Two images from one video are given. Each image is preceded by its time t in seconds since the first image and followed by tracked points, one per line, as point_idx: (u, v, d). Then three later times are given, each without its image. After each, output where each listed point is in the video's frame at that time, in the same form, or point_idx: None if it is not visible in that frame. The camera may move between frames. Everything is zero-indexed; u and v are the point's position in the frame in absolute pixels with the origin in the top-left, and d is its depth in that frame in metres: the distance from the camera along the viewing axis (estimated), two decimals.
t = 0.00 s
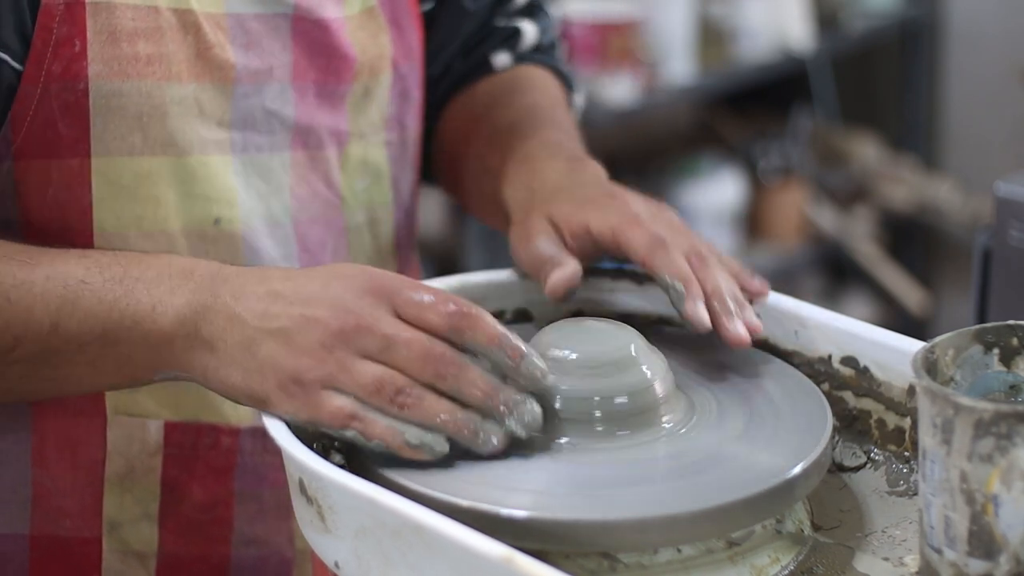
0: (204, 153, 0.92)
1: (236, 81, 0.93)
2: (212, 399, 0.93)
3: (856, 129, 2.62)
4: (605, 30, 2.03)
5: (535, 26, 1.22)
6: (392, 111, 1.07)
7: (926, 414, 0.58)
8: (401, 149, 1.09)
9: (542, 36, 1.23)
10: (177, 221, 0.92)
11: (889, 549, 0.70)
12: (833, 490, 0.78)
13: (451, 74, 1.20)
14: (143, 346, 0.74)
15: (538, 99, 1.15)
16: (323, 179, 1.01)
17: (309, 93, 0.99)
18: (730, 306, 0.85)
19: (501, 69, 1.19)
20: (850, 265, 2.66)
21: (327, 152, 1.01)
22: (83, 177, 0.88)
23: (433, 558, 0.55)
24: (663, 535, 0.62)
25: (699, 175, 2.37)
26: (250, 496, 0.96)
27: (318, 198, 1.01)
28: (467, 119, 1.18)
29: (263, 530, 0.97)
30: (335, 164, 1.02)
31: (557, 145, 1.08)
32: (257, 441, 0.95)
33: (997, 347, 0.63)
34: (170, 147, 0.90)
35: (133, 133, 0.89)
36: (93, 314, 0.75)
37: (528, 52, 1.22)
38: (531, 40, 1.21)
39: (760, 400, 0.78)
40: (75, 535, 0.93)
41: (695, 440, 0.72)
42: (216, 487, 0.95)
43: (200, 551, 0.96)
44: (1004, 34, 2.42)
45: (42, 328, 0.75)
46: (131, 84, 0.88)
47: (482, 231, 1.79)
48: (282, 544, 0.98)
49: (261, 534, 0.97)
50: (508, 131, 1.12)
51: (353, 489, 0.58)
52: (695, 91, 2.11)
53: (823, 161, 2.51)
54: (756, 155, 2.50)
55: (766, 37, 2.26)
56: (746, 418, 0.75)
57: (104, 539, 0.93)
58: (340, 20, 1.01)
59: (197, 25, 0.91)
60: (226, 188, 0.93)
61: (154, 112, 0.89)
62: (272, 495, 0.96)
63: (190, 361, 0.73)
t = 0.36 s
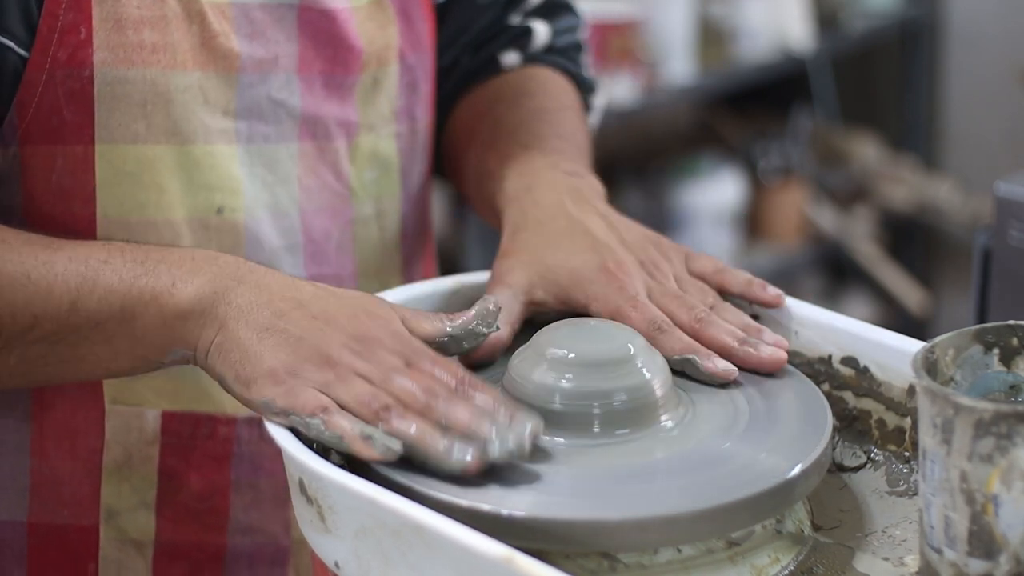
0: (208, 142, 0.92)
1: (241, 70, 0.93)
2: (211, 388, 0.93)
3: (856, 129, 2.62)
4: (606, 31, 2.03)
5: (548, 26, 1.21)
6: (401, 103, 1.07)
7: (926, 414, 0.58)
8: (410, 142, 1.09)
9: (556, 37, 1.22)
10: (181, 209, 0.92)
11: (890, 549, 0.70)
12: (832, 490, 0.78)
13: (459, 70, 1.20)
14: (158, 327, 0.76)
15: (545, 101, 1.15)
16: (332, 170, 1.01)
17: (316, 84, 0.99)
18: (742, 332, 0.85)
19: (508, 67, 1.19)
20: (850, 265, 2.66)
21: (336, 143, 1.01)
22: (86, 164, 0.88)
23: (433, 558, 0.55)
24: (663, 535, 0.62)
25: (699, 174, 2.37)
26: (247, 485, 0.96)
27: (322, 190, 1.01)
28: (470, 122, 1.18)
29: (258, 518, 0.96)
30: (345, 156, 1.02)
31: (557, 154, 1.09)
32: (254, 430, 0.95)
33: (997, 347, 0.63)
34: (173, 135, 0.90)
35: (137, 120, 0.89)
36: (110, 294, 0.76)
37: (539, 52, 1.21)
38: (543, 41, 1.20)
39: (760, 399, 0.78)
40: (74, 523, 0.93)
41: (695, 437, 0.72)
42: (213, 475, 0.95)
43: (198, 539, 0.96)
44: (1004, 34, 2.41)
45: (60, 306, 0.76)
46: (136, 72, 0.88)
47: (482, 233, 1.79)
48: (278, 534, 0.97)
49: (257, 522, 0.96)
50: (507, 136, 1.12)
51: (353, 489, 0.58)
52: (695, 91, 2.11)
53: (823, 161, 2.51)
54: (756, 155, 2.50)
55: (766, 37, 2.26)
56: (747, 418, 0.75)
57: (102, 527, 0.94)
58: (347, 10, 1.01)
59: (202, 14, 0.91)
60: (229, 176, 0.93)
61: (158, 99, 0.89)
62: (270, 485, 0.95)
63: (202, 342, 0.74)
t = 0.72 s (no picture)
0: (208, 145, 0.92)
1: (240, 73, 0.93)
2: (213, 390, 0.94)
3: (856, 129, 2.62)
4: (605, 30, 2.03)
5: (545, 26, 1.21)
6: (401, 103, 1.07)
7: (926, 413, 0.58)
8: (411, 143, 1.09)
9: (553, 37, 1.22)
10: (182, 212, 0.92)
11: (890, 549, 0.70)
12: (833, 490, 0.78)
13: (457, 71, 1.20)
14: (160, 336, 0.76)
15: (542, 101, 1.15)
16: (333, 171, 1.01)
17: (316, 86, 0.99)
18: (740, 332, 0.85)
19: (506, 67, 1.19)
20: (850, 265, 2.66)
21: (336, 145, 1.01)
22: (88, 168, 0.88)
23: (433, 558, 0.55)
24: (663, 535, 0.62)
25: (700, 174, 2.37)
26: (250, 489, 0.96)
27: (323, 192, 1.01)
28: (469, 123, 1.18)
29: (262, 522, 0.96)
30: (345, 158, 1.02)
31: (557, 156, 1.09)
32: (257, 434, 0.95)
33: (997, 347, 0.63)
34: (175, 138, 0.90)
35: (138, 124, 0.89)
36: (112, 304, 0.76)
37: (536, 52, 1.21)
38: (540, 40, 1.20)
39: (759, 398, 0.78)
40: (76, 527, 0.93)
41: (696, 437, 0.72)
42: (217, 479, 0.95)
43: (200, 543, 0.96)
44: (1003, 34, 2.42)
45: (63, 317, 0.76)
46: (136, 75, 0.88)
47: (482, 232, 1.79)
48: (282, 537, 0.97)
49: (261, 526, 0.97)
50: (506, 136, 1.12)
51: (354, 489, 0.58)
52: (695, 91, 2.11)
53: (823, 161, 2.51)
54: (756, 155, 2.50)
55: (766, 38, 2.25)
56: (748, 417, 0.75)
57: (105, 531, 0.93)
58: (347, 11, 1.01)
59: (202, 17, 0.91)
60: (230, 178, 0.94)
61: (158, 101, 0.89)
62: (274, 489, 0.96)
63: (205, 351, 0.75)
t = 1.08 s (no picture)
0: (205, 146, 0.92)
1: (237, 74, 0.93)
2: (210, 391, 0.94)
3: (856, 129, 2.62)
4: (605, 30, 2.03)
5: (542, 25, 1.21)
6: (397, 104, 1.07)
7: (926, 414, 0.58)
8: (407, 144, 1.09)
9: (550, 36, 1.22)
10: (179, 214, 0.92)
11: (890, 549, 0.70)
12: (833, 490, 0.78)
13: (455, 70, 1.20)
14: (157, 341, 0.76)
15: (541, 100, 1.15)
16: (330, 172, 1.02)
17: (313, 86, 0.99)
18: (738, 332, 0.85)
19: (503, 66, 1.19)
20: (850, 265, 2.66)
21: (333, 146, 1.01)
22: (84, 170, 0.88)
23: (433, 558, 0.55)
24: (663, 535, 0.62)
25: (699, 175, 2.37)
26: (249, 490, 0.96)
27: (320, 193, 1.01)
28: (467, 123, 1.18)
29: (261, 523, 0.96)
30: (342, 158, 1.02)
31: (556, 156, 1.08)
32: (256, 435, 0.95)
33: (997, 347, 0.63)
34: (171, 139, 0.90)
35: (134, 126, 0.89)
36: (109, 310, 0.76)
37: (533, 51, 1.21)
38: (537, 39, 1.20)
39: (760, 398, 0.78)
40: (75, 529, 0.93)
41: (695, 436, 0.72)
42: (215, 480, 0.95)
43: (199, 544, 0.96)
44: (1004, 34, 2.41)
45: (60, 322, 0.76)
46: (132, 77, 0.88)
47: (481, 232, 1.79)
48: (281, 537, 0.97)
49: (260, 527, 0.97)
50: (505, 136, 1.12)
51: (354, 489, 0.58)
52: (695, 91, 2.11)
53: (823, 161, 2.51)
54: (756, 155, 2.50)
55: (766, 38, 2.25)
56: (747, 417, 0.75)
57: (104, 533, 0.93)
58: (343, 11, 1.01)
59: (197, 18, 0.91)
60: (227, 179, 0.94)
61: (155, 103, 0.89)
62: (273, 489, 0.96)
63: (203, 355, 0.74)
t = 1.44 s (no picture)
0: (203, 146, 0.92)
1: (235, 73, 0.93)
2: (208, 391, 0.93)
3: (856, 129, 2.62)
4: (606, 30, 2.03)
5: (542, 25, 1.21)
6: (396, 103, 1.08)
7: (926, 414, 0.58)
8: (406, 144, 1.09)
9: (550, 35, 1.22)
10: (178, 214, 0.92)
11: (890, 549, 0.70)
12: (833, 490, 0.78)
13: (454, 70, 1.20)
14: (138, 356, 0.75)
15: (541, 100, 1.15)
16: (328, 172, 1.01)
17: (311, 86, 0.99)
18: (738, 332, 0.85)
19: (502, 66, 1.19)
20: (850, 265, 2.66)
21: (331, 145, 1.01)
22: (83, 170, 0.88)
23: (433, 558, 0.55)
24: (664, 534, 0.62)
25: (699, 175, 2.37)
26: (248, 489, 0.96)
27: (319, 193, 1.01)
28: (466, 123, 1.18)
29: (260, 522, 0.96)
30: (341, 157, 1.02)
31: (556, 156, 1.08)
32: (255, 434, 0.95)
33: (997, 347, 0.63)
34: (170, 139, 0.90)
35: (132, 125, 0.89)
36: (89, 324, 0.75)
37: (533, 51, 1.21)
38: (537, 39, 1.20)
39: (760, 399, 0.78)
40: (75, 528, 0.93)
41: (696, 437, 0.72)
42: (214, 480, 0.95)
43: (198, 543, 0.96)
44: (1004, 34, 2.41)
45: (41, 336, 0.76)
46: (130, 77, 0.88)
47: (481, 231, 1.79)
48: (280, 537, 0.97)
49: (258, 526, 0.96)
50: (504, 136, 1.12)
51: (354, 489, 0.58)
52: (695, 91, 2.11)
53: (823, 161, 2.51)
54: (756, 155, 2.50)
55: (766, 38, 2.25)
56: (747, 416, 0.75)
57: (103, 533, 0.93)
58: (341, 11, 1.01)
59: (196, 18, 0.91)
60: (225, 179, 0.94)
61: (153, 103, 0.89)
62: (272, 489, 0.96)
63: (184, 367, 0.73)
